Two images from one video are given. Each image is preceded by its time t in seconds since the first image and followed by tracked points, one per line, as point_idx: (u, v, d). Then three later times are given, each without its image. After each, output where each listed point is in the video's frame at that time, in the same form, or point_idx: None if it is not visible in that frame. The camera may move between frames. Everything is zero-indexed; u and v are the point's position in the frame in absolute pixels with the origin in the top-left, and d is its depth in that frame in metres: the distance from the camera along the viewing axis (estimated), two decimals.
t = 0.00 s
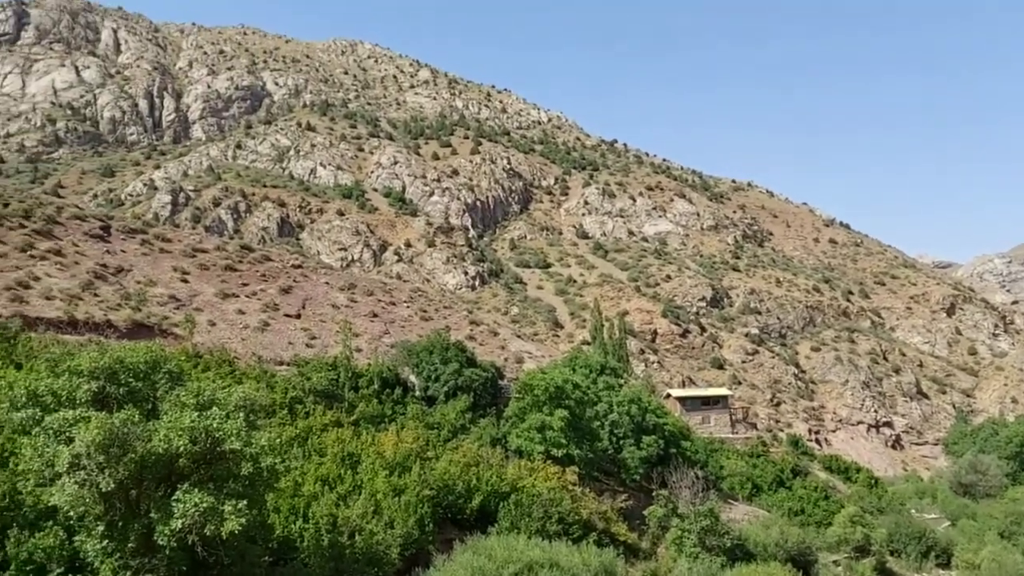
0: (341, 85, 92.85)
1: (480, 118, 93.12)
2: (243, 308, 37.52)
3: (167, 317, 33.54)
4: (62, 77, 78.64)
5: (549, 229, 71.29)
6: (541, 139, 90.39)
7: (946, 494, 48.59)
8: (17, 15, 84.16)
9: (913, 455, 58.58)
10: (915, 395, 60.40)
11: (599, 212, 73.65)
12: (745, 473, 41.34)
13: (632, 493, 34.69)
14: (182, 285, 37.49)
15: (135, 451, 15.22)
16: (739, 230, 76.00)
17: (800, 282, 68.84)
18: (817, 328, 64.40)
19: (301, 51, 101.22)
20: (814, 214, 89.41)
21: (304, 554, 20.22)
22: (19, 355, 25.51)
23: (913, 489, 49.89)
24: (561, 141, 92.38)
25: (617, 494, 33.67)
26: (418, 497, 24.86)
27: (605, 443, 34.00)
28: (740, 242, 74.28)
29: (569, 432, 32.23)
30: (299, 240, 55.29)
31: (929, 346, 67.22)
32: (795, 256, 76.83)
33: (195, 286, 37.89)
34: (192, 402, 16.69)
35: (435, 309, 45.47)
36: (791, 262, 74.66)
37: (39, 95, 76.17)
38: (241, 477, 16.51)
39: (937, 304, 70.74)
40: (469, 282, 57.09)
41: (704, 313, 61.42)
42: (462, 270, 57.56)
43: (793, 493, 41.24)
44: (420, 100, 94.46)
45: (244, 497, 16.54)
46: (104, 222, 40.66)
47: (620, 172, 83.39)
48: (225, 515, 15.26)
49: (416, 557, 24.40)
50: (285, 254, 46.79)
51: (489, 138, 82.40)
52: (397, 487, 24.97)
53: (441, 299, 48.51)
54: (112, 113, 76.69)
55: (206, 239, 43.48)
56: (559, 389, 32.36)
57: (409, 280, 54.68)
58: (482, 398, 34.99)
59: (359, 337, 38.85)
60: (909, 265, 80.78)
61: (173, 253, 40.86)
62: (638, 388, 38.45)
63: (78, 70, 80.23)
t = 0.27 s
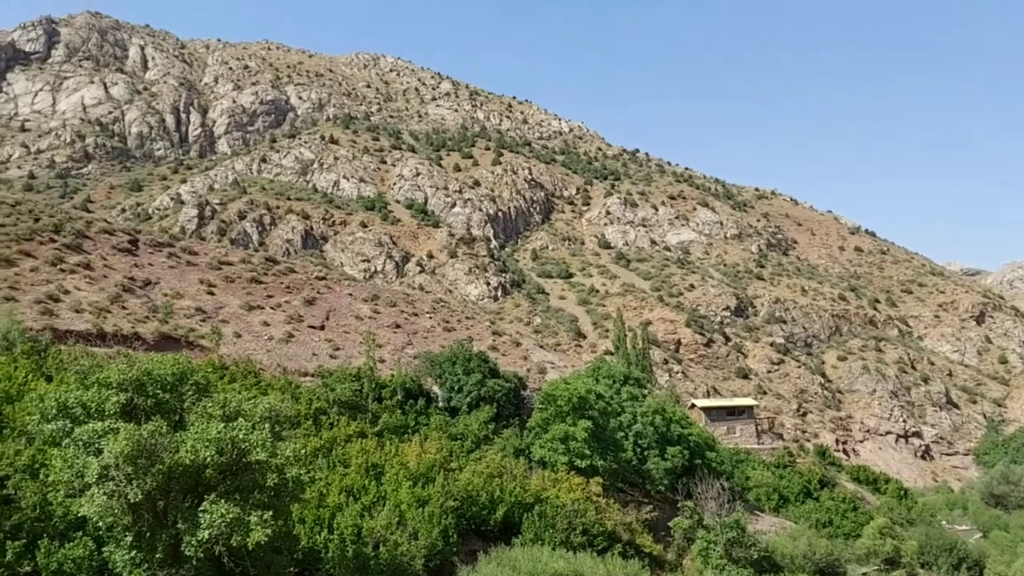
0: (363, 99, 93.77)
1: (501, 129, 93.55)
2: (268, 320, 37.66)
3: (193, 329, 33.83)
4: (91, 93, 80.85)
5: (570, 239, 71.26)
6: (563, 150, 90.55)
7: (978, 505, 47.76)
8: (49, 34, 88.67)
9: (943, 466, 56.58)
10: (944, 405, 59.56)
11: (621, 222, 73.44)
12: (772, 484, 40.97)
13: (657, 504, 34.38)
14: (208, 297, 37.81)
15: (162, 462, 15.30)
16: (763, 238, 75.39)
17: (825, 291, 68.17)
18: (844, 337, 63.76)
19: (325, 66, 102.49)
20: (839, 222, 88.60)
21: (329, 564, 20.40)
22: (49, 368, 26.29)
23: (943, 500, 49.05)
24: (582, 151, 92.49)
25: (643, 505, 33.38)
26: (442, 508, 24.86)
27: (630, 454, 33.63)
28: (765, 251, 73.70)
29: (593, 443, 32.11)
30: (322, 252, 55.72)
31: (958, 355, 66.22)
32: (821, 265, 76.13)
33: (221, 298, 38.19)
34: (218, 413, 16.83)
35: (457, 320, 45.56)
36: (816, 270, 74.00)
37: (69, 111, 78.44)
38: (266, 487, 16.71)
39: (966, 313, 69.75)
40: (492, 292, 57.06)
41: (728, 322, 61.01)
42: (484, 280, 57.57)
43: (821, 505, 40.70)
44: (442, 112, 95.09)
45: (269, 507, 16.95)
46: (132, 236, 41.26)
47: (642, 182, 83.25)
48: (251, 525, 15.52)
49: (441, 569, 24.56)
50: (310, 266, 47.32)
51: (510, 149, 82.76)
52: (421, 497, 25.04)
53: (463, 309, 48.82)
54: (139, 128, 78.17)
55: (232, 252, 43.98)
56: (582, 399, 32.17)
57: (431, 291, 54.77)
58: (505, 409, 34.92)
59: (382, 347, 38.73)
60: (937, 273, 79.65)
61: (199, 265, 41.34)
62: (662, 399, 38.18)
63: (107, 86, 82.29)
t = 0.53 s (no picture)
0: (385, 110, 94.54)
1: (522, 138, 93.85)
2: (292, 330, 37.80)
3: (219, 340, 34.10)
4: (119, 108, 82.40)
5: (592, 247, 71.14)
6: (584, 158, 90.61)
7: (1011, 516, 46.79)
8: (77, 50, 91.04)
9: (974, 475, 55.45)
10: (974, 413, 58.76)
11: (643, 230, 73.31)
12: (799, 494, 40.61)
13: (682, 515, 34.08)
14: (234, 308, 38.10)
15: (190, 472, 15.65)
16: (788, 245, 74.75)
17: (851, 297, 67.41)
18: (870, 344, 62.97)
19: (347, 78, 103.52)
20: (864, 228, 87.74)
21: (355, 572, 20.23)
22: (78, 379, 26.75)
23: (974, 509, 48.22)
24: (604, 159, 92.46)
25: (668, 516, 33.11)
26: (466, 518, 24.88)
27: (654, 464, 33.44)
28: (789, 258, 73.06)
29: (618, 452, 31.99)
30: (346, 263, 56.08)
31: (988, 362, 65.18)
32: (846, 271, 75.32)
33: (246, 309, 38.45)
34: (244, 423, 17.03)
35: (479, 330, 45.59)
36: (842, 277, 73.25)
37: (97, 126, 80.02)
38: (292, 497, 16.89)
39: (995, 319, 68.69)
40: (514, 301, 56.96)
41: (753, 330, 60.45)
42: (506, 289, 57.51)
43: (849, 515, 40.21)
44: (463, 122, 95.58)
45: (295, 516, 17.10)
46: (159, 249, 41.80)
47: (664, 189, 82.99)
48: (277, 535, 15.76)
49: None
50: (333, 276, 47.57)
51: (532, 158, 83.00)
52: (445, 508, 25.14)
53: (486, 318, 48.97)
54: (165, 142, 79.44)
55: (256, 263, 44.39)
56: (606, 408, 32.02)
57: (453, 300, 54.81)
58: (529, 418, 34.85)
59: (405, 357, 38.71)
60: (966, 279, 78.47)
61: (225, 276, 41.76)
62: (685, 408, 37.96)
63: (134, 102, 83.76)
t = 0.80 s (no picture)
0: (410, 119, 95.20)
1: (547, 145, 93.99)
2: (320, 338, 38.04)
3: (248, 349, 34.45)
4: (150, 121, 84.05)
5: (618, 254, 70.95)
6: (609, 165, 90.47)
7: None
8: (109, 65, 93.25)
9: (1011, 483, 54.38)
10: (1010, 420, 57.52)
11: (670, 236, 72.96)
12: (831, 502, 39.84)
13: (712, 523, 33.69)
14: (262, 317, 38.46)
15: (220, 480, 15.85)
16: (817, 249, 73.92)
17: (882, 302, 66.41)
18: (902, 350, 62.03)
19: (372, 88, 104.47)
20: (895, 232, 86.59)
21: None
22: (110, 389, 27.14)
23: (1011, 518, 47.22)
24: (629, 165, 92.28)
25: (697, 524, 32.76)
26: (494, 526, 24.84)
27: (683, 472, 33.19)
28: (818, 262, 72.24)
29: (646, 460, 31.77)
30: (372, 271, 56.46)
31: None
32: (877, 276, 74.31)
33: (274, 318, 38.79)
34: (273, 431, 17.15)
35: (505, 337, 45.60)
36: (872, 282, 72.28)
37: (129, 139, 81.63)
38: (321, 505, 16.96)
39: None
40: (540, 308, 56.92)
41: (782, 336, 59.72)
42: (532, 297, 57.47)
43: (882, 524, 39.64)
44: (487, 131, 95.93)
45: (323, 525, 17.10)
46: (189, 259, 42.37)
47: (690, 195, 82.60)
48: (306, 543, 15.83)
49: None
50: (359, 285, 47.90)
51: (556, 166, 83.20)
52: (472, 516, 25.11)
53: (512, 326, 49.01)
54: (195, 154, 80.67)
55: (285, 273, 44.84)
56: (633, 416, 31.88)
57: (479, 307, 54.87)
58: (556, 426, 34.76)
59: (432, 365, 38.79)
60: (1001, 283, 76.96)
61: (254, 286, 42.24)
62: (714, 415, 37.65)
63: (164, 114, 85.46)
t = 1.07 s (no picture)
0: (441, 127, 95.76)
1: (577, 151, 93.92)
2: (353, 345, 38.29)
3: (283, 355, 34.82)
4: (186, 132, 85.79)
5: (650, 259, 70.62)
6: (640, 169, 90.10)
7: None
8: (147, 78, 95.70)
9: None
10: None
11: (702, 240, 72.28)
12: (870, 509, 38.80)
13: (748, 530, 33.10)
14: (297, 324, 38.82)
15: (257, 485, 16.11)
16: (853, 253, 72.85)
17: (920, 306, 65.20)
18: (942, 354, 60.88)
19: (403, 96, 105.37)
20: (934, 234, 85.01)
21: None
22: (150, 395, 27.64)
23: None
24: (660, 169, 91.87)
25: (734, 531, 32.20)
26: (527, 533, 24.80)
27: (718, 478, 32.83)
28: (854, 266, 71.17)
29: (680, 466, 31.51)
30: (404, 278, 56.82)
31: None
32: (914, 279, 72.95)
33: (308, 325, 39.16)
34: (308, 437, 17.34)
35: (537, 343, 45.55)
36: (910, 285, 70.97)
37: (167, 150, 83.29)
38: (356, 511, 17.04)
39: None
40: (571, 314, 56.72)
41: (818, 341, 58.85)
42: (563, 302, 57.28)
43: (923, 531, 39.03)
44: (517, 137, 96.15)
45: (359, 530, 17.13)
46: (225, 267, 43.03)
47: (723, 199, 81.96)
48: (342, 548, 15.90)
49: None
50: (392, 292, 48.24)
51: (587, 171, 83.29)
52: (506, 522, 25.12)
53: (543, 332, 48.98)
54: (231, 165, 82.06)
55: (318, 280, 45.33)
56: (667, 422, 31.66)
57: (510, 313, 54.89)
58: (588, 432, 34.60)
59: (464, 371, 38.78)
60: None
61: (288, 293, 42.72)
62: (749, 421, 37.22)
63: (200, 125, 87.22)
